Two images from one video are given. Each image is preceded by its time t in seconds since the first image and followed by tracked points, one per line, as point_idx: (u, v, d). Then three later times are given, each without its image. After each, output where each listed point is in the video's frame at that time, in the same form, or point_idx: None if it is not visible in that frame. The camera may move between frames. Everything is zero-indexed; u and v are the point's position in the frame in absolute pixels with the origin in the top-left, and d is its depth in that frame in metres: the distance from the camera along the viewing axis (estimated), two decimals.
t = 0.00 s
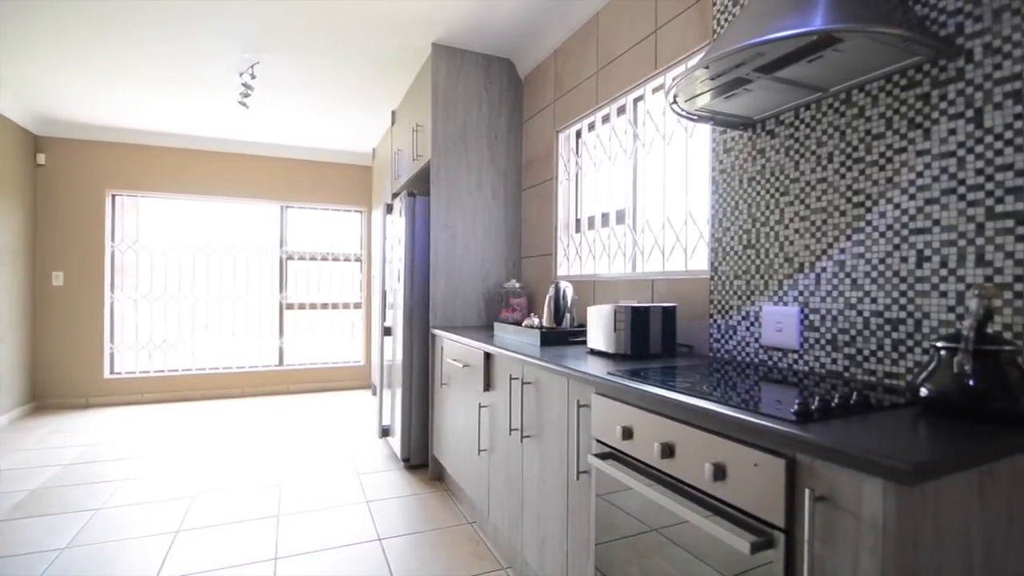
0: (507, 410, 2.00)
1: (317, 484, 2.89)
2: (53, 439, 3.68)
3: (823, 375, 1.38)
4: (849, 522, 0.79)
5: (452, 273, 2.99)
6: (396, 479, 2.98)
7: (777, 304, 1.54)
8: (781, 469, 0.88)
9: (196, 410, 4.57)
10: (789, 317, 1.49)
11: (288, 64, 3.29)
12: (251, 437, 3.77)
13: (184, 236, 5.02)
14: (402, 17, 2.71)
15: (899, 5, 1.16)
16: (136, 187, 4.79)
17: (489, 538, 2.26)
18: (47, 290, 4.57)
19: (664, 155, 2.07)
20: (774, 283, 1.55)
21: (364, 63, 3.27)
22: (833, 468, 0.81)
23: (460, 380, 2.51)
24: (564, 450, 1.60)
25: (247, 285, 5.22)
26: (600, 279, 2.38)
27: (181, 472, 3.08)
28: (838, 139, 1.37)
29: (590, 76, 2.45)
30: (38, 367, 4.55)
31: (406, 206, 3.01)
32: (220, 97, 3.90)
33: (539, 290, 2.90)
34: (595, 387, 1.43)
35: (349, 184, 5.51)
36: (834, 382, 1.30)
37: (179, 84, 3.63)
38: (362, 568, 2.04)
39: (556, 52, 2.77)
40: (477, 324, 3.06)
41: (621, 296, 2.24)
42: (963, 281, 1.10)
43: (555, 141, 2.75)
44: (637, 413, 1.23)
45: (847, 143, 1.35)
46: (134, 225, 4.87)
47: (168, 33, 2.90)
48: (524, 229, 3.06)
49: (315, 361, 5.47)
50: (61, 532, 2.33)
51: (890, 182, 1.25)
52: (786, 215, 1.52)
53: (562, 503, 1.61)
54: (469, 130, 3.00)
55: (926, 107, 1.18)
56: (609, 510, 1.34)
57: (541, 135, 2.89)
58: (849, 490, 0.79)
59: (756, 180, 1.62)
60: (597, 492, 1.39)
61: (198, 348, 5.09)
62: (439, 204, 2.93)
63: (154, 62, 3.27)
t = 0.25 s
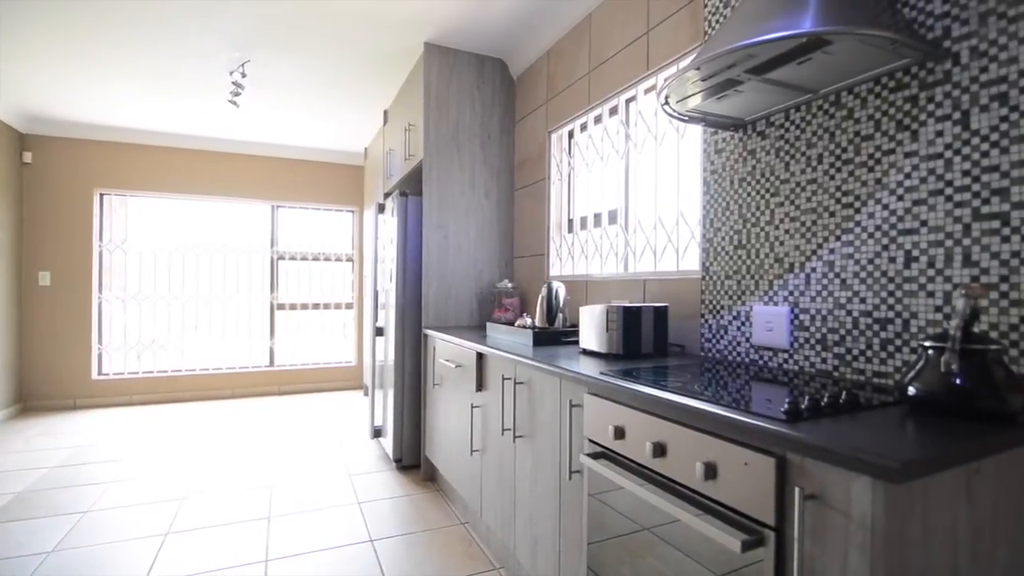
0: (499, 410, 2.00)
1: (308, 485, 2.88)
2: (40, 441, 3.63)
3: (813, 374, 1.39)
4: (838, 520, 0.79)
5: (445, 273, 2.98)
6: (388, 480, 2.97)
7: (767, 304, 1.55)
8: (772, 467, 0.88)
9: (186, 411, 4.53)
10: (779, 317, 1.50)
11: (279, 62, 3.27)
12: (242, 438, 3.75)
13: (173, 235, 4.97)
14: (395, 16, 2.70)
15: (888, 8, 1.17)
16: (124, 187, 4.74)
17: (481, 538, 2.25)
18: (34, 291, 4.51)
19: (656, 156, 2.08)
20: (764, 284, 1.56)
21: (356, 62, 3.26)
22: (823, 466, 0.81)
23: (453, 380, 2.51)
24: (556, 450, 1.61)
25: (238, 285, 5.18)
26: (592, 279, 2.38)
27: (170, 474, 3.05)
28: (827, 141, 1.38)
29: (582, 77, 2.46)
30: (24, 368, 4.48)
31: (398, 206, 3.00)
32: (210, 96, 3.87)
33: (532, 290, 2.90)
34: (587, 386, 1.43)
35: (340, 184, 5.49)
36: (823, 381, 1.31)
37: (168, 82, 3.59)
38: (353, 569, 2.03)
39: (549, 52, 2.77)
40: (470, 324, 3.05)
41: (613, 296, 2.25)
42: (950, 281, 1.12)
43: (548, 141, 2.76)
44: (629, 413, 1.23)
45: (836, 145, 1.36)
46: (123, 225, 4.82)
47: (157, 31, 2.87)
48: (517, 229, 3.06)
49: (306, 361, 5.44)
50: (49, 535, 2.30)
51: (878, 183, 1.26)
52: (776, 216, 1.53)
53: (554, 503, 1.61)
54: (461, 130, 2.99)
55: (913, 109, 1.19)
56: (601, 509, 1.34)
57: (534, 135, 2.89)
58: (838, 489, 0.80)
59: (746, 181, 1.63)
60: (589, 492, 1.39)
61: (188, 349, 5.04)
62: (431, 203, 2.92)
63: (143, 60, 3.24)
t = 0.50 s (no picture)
0: (491, 410, 2.00)
1: (299, 487, 2.86)
2: (25, 443, 3.58)
3: (802, 374, 1.40)
4: (827, 518, 0.80)
5: (436, 273, 2.98)
6: (379, 481, 2.96)
7: (756, 304, 1.56)
8: (761, 466, 0.89)
9: (174, 413, 4.49)
10: (768, 316, 1.51)
11: (269, 61, 3.25)
12: (231, 439, 3.72)
13: (161, 235, 4.92)
14: (386, 16, 2.69)
15: (875, 11, 1.19)
16: (111, 185, 4.68)
17: (473, 538, 2.25)
18: (18, 291, 4.45)
19: (647, 156, 2.08)
20: (754, 283, 1.57)
21: (347, 61, 3.24)
22: (812, 464, 0.82)
23: (444, 380, 2.50)
24: (548, 450, 1.61)
25: (227, 285, 5.13)
26: (584, 279, 2.39)
27: (159, 476, 3.02)
28: (816, 142, 1.40)
29: (574, 77, 2.46)
30: (8, 370, 4.42)
31: (389, 206, 2.99)
32: (199, 94, 3.83)
33: (523, 290, 2.90)
34: (578, 386, 1.43)
35: (331, 184, 5.46)
36: (812, 380, 1.32)
37: (156, 80, 3.56)
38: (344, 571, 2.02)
39: (540, 53, 2.77)
40: (461, 324, 3.05)
41: (604, 297, 2.26)
42: (936, 281, 1.13)
43: (539, 141, 2.76)
44: (620, 413, 1.24)
45: (825, 146, 1.37)
46: (110, 224, 4.76)
47: (144, 29, 2.84)
48: (509, 229, 3.06)
49: (296, 362, 5.40)
50: (34, 538, 2.27)
51: (866, 184, 1.28)
52: (766, 216, 1.54)
53: (546, 503, 1.62)
54: (452, 130, 2.99)
55: (900, 111, 1.21)
56: (592, 509, 1.35)
57: (525, 135, 2.89)
58: (826, 487, 0.80)
59: (736, 182, 1.64)
60: (580, 491, 1.40)
61: (176, 350, 4.99)
62: (423, 203, 2.91)
63: (130, 58, 3.20)
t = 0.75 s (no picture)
0: (483, 410, 2.00)
1: (290, 488, 2.84)
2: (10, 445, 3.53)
3: (792, 373, 1.41)
4: (817, 516, 0.81)
5: (429, 273, 2.97)
6: (371, 481, 2.95)
7: (747, 304, 1.57)
8: (752, 465, 0.90)
9: (164, 414, 4.44)
10: (759, 316, 1.52)
11: (260, 59, 3.22)
12: (222, 440, 3.69)
13: (150, 234, 4.87)
14: (379, 15, 2.68)
15: (865, 13, 1.20)
16: (99, 184, 4.63)
17: (465, 539, 2.25)
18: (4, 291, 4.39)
19: (639, 157, 2.09)
20: (745, 283, 1.58)
21: (339, 60, 3.23)
22: (802, 463, 0.83)
23: (437, 381, 2.49)
24: (541, 450, 1.61)
25: (217, 285, 5.09)
26: (576, 279, 2.39)
27: (148, 478, 2.99)
28: (806, 143, 1.41)
29: (567, 77, 2.47)
30: None
31: (381, 205, 2.98)
32: (189, 92, 3.80)
33: (516, 290, 2.90)
34: (571, 386, 1.44)
35: (323, 183, 5.43)
36: (803, 379, 1.33)
37: (145, 78, 3.52)
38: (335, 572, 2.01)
39: (533, 53, 2.77)
40: (454, 325, 3.04)
41: (597, 297, 2.26)
42: (924, 281, 1.14)
43: (532, 142, 2.76)
44: (612, 412, 1.24)
45: (815, 147, 1.39)
46: (98, 223, 4.71)
47: (133, 26, 2.81)
48: (501, 230, 3.05)
49: (288, 363, 5.37)
50: (20, 541, 2.24)
51: (855, 185, 1.29)
52: (757, 216, 1.55)
53: (538, 503, 1.62)
54: (445, 130, 2.98)
55: (889, 113, 1.22)
56: (585, 508, 1.35)
57: (518, 135, 2.89)
58: (816, 485, 0.81)
59: (727, 183, 1.65)
60: (573, 491, 1.40)
61: (166, 350, 4.95)
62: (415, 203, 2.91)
63: (119, 56, 3.17)
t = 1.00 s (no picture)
0: (475, 410, 2.00)
1: (280, 489, 2.82)
2: None
3: (781, 372, 1.43)
4: (805, 514, 0.82)
5: (420, 273, 2.96)
6: (363, 482, 2.94)
7: (737, 304, 1.58)
8: (741, 464, 0.90)
9: (151, 415, 4.39)
10: (749, 316, 1.53)
11: (250, 58, 3.20)
12: (211, 442, 3.66)
13: (138, 234, 4.82)
14: (370, 14, 2.66)
15: (853, 15, 1.21)
16: (85, 183, 4.57)
17: (457, 539, 2.24)
18: None
19: (630, 157, 2.10)
20: (735, 283, 1.59)
21: (329, 59, 3.21)
22: (790, 462, 0.83)
23: (428, 381, 2.49)
24: (532, 450, 1.61)
25: (206, 285, 5.04)
26: (568, 279, 2.40)
27: (135, 480, 2.96)
28: (795, 144, 1.42)
29: (558, 78, 2.47)
30: None
31: (372, 205, 2.97)
32: (177, 90, 3.76)
33: (507, 290, 2.90)
34: (562, 386, 1.44)
35: (313, 183, 5.39)
36: (791, 378, 1.35)
37: (133, 76, 3.48)
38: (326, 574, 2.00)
39: (524, 53, 2.78)
40: (445, 325, 3.04)
41: (588, 296, 2.27)
42: (911, 281, 1.16)
43: (524, 142, 2.76)
44: (604, 412, 1.24)
45: (803, 148, 1.40)
46: (84, 223, 4.65)
47: (120, 23, 2.77)
48: (493, 229, 3.05)
49: (278, 363, 5.33)
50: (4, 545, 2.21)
51: (843, 187, 1.30)
52: (746, 217, 1.57)
53: (530, 503, 1.62)
54: (436, 129, 2.98)
55: (876, 115, 1.23)
56: (576, 508, 1.35)
57: (510, 135, 2.89)
58: (804, 483, 0.82)
59: (717, 183, 1.66)
60: (564, 491, 1.40)
61: (154, 351, 4.89)
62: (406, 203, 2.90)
63: (106, 53, 3.13)
